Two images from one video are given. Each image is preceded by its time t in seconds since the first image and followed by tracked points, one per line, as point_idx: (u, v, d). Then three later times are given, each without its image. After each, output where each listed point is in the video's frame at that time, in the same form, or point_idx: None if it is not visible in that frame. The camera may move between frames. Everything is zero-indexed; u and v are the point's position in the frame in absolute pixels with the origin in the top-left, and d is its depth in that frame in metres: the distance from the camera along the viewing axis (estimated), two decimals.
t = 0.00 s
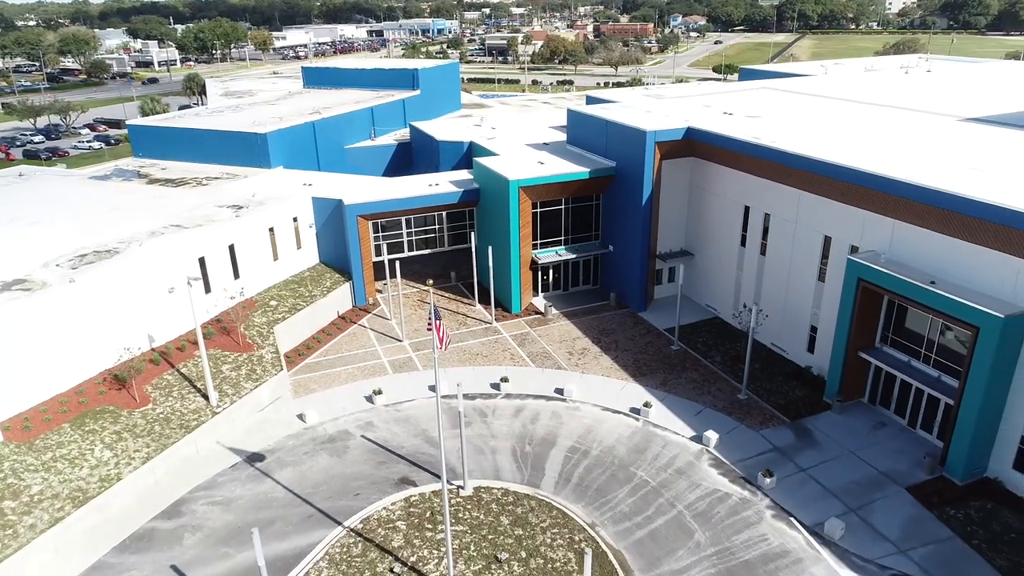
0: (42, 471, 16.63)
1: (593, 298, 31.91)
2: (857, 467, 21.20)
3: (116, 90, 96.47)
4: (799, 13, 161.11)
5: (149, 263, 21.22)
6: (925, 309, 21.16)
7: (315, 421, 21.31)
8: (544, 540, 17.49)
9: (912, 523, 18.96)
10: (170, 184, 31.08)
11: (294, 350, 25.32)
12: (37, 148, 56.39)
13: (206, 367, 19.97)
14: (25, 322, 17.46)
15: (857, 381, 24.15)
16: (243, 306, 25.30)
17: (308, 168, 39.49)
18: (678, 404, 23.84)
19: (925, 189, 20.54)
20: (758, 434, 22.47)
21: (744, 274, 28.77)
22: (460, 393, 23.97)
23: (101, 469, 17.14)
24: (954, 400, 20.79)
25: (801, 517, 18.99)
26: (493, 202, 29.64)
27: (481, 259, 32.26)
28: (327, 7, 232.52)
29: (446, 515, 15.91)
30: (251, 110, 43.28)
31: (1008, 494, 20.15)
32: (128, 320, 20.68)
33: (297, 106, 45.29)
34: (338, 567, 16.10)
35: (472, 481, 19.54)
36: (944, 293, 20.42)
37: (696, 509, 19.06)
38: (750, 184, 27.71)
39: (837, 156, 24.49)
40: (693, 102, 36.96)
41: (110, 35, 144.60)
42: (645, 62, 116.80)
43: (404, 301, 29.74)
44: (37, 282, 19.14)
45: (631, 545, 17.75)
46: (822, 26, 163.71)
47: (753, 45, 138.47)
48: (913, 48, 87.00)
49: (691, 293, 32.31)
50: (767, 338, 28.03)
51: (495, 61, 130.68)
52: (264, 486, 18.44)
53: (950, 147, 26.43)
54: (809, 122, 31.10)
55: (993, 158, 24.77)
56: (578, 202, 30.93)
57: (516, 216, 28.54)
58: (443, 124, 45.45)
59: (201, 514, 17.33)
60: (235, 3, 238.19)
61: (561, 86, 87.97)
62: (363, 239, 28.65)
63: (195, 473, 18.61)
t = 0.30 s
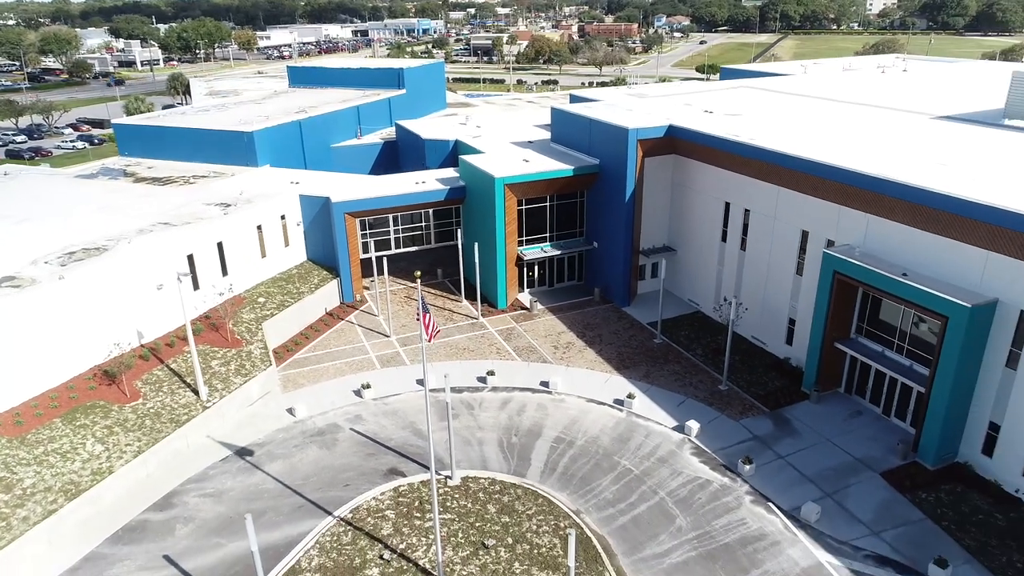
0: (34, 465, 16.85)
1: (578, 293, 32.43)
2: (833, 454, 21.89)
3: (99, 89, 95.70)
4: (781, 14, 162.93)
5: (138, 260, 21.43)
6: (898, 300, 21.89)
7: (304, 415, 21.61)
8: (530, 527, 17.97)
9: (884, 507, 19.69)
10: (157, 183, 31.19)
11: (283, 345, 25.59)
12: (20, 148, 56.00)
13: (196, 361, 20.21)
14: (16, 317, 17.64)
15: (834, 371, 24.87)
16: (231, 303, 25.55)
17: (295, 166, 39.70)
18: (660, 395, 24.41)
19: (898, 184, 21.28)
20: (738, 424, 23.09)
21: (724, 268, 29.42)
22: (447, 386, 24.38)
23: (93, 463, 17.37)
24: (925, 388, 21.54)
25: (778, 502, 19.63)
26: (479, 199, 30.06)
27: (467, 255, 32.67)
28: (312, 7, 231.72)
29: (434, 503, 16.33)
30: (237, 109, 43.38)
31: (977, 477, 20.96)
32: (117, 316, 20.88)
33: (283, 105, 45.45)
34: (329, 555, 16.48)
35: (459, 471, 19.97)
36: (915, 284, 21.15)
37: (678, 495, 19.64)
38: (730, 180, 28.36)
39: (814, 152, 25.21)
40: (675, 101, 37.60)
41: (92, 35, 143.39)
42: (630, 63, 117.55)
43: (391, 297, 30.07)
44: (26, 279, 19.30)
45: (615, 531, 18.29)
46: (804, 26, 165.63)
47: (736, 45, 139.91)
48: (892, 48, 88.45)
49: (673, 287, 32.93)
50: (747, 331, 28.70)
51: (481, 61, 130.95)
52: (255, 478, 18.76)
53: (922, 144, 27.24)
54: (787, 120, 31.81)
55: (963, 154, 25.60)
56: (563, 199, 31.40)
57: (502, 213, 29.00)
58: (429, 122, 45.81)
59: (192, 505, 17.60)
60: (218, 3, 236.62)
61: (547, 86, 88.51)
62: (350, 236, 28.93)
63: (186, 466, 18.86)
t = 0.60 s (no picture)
0: (26, 459, 17.07)
1: (563, 289, 32.95)
2: (811, 442, 22.56)
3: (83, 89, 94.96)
4: (765, 14, 164.65)
5: (127, 257, 21.65)
6: (872, 292, 22.60)
7: (294, 409, 21.93)
8: (517, 514, 18.43)
9: (859, 492, 20.38)
10: (144, 181, 31.33)
11: (272, 342, 25.88)
12: (3, 148, 55.60)
13: (187, 357, 20.46)
14: (7, 314, 17.84)
15: (812, 362, 25.56)
16: (221, 300, 25.81)
17: (282, 165, 39.90)
18: (644, 387, 24.97)
19: (874, 180, 22.00)
20: (720, 414, 23.68)
21: (707, 264, 30.06)
22: (435, 380, 24.78)
23: (85, 456, 17.59)
24: (899, 377, 22.28)
25: (758, 488, 20.25)
26: (466, 196, 30.48)
27: (454, 252, 33.06)
28: (298, 7, 230.94)
29: (423, 492, 16.74)
30: (224, 108, 43.49)
31: (949, 463, 21.74)
32: (107, 312, 21.10)
33: (270, 105, 45.59)
34: (320, 543, 16.85)
35: (447, 462, 20.38)
36: (889, 276, 21.88)
37: (661, 483, 20.20)
38: (711, 177, 29.01)
39: (792, 149, 25.90)
40: (659, 100, 38.22)
41: (75, 35, 142.09)
42: (615, 62, 118.36)
43: (379, 294, 30.42)
44: (17, 276, 19.49)
45: (599, 517, 18.81)
46: (788, 27, 167.34)
47: (721, 45, 141.16)
48: (873, 48, 89.80)
49: (657, 283, 33.53)
50: (729, 324, 29.36)
51: (467, 61, 131.19)
52: (247, 470, 19.07)
53: (897, 141, 28.02)
54: (767, 118, 32.52)
55: (936, 151, 26.39)
56: (548, 196, 31.86)
57: (488, 210, 29.44)
58: (416, 121, 46.17)
59: (184, 497, 17.88)
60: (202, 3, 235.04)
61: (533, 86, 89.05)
62: (338, 234, 29.20)
63: (177, 460, 19.12)
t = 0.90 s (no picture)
0: (17, 453, 17.28)
1: (548, 285, 33.45)
2: (789, 431, 23.25)
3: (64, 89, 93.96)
4: (748, 15, 166.39)
5: (115, 254, 21.83)
6: (847, 284, 23.33)
7: (283, 403, 22.21)
8: (503, 502, 18.89)
9: (835, 478, 21.11)
10: (130, 180, 31.43)
11: (260, 338, 26.13)
12: None
13: (176, 352, 20.66)
14: None
15: (790, 353, 26.27)
16: (209, 297, 26.05)
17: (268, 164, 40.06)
18: (627, 379, 25.53)
19: (848, 176, 22.75)
20: (701, 405, 24.29)
21: (688, 259, 30.69)
22: (423, 374, 25.15)
23: (76, 451, 17.81)
24: (873, 366, 23.02)
25: (738, 475, 20.89)
26: (451, 194, 30.86)
27: (440, 249, 33.44)
28: (282, 6, 229.89)
29: (411, 481, 17.14)
30: (209, 108, 43.54)
31: (921, 449, 22.53)
32: (96, 309, 21.29)
33: (256, 104, 45.70)
34: (310, 533, 17.20)
35: (435, 453, 20.79)
36: (862, 268, 22.63)
37: (643, 471, 20.77)
38: (691, 174, 29.63)
39: (769, 146, 26.60)
40: (641, 99, 38.82)
41: (55, 35, 140.57)
42: (600, 62, 119.08)
43: (366, 291, 30.74)
44: (5, 273, 19.64)
45: (584, 505, 19.34)
46: (771, 27, 169.12)
47: (705, 45, 142.44)
48: (853, 48, 91.18)
49: (640, 278, 34.14)
50: (710, 318, 30.03)
51: (452, 61, 131.31)
52: (237, 463, 19.37)
53: (871, 137, 28.81)
54: (746, 116, 33.19)
55: (909, 147, 27.21)
56: (533, 193, 32.34)
57: (474, 207, 29.86)
58: (402, 120, 46.48)
59: (175, 490, 18.14)
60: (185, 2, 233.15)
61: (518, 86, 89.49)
62: (325, 232, 29.47)
63: (167, 454, 19.36)
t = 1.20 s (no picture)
0: (5, 448, 17.43)
1: (532, 281, 33.95)
2: (766, 420, 23.97)
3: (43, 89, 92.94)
4: (728, 15, 168.27)
5: (101, 252, 21.97)
6: (820, 277, 24.10)
7: (269, 399, 22.48)
8: (487, 491, 19.37)
9: (809, 464, 21.86)
10: (114, 179, 31.47)
11: (246, 335, 26.34)
12: None
13: (162, 349, 20.83)
14: None
15: (767, 345, 27.03)
16: (194, 294, 26.24)
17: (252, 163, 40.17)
18: (609, 371, 26.10)
19: (821, 172, 23.51)
20: (680, 395, 24.92)
21: (668, 254, 31.35)
22: (408, 368, 25.53)
23: (63, 446, 17.93)
24: (846, 356, 23.83)
25: (715, 462, 21.57)
26: (435, 192, 31.26)
27: (424, 246, 33.79)
28: (263, 6, 228.53)
29: (398, 472, 17.53)
30: (192, 107, 43.54)
31: (891, 435, 23.45)
32: (82, 306, 21.44)
33: (239, 103, 45.75)
34: (298, 523, 17.53)
35: (421, 445, 21.19)
36: (835, 261, 23.40)
37: (624, 460, 21.35)
38: (670, 171, 30.28)
39: (746, 143, 27.31)
40: (622, 97, 39.42)
41: (32, 34, 138.83)
42: (582, 62, 119.83)
43: (351, 288, 31.03)
44: None
45: (566, 493, 19.90)
46: (751, 28, 171.15)
47: (686, 45, 143.84)
48: (831, 49, 92.65)
49: (621, 274, 34.76)
50: (689, 312, 30.72)
51: (435, 61, 131.36)
52: (224, 457, 19.63)
53: (845, 134, 29.64)
54: (724, 114, 33.93)
55: (880, 144, 28.05)
56: (515, 190, 32.80)
57: (458, 205, 30.27)
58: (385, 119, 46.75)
59: (163, 483, 18.38)
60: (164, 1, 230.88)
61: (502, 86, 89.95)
62: (310, 229, 29.71)
63: (155, 448, 19.58)
